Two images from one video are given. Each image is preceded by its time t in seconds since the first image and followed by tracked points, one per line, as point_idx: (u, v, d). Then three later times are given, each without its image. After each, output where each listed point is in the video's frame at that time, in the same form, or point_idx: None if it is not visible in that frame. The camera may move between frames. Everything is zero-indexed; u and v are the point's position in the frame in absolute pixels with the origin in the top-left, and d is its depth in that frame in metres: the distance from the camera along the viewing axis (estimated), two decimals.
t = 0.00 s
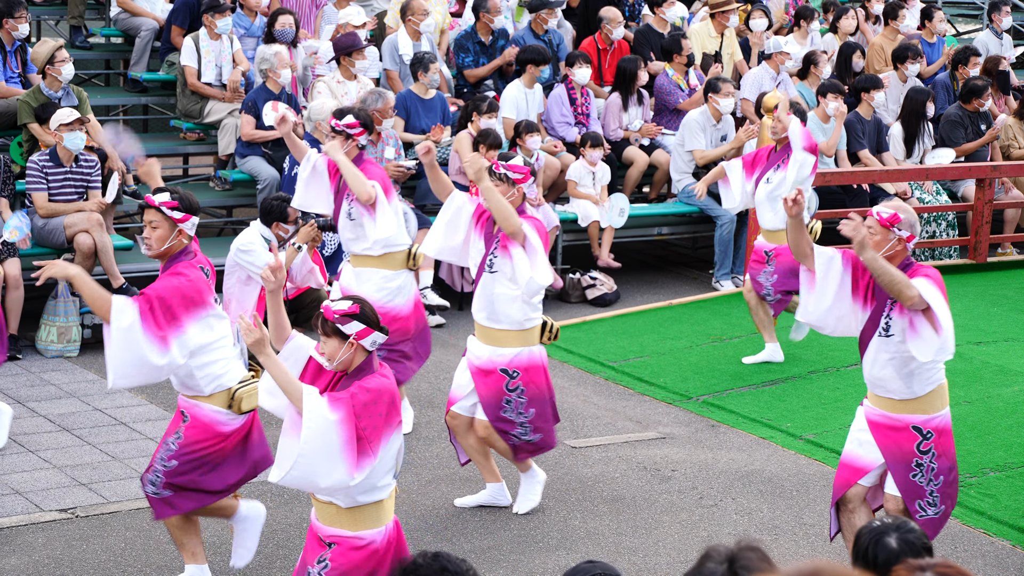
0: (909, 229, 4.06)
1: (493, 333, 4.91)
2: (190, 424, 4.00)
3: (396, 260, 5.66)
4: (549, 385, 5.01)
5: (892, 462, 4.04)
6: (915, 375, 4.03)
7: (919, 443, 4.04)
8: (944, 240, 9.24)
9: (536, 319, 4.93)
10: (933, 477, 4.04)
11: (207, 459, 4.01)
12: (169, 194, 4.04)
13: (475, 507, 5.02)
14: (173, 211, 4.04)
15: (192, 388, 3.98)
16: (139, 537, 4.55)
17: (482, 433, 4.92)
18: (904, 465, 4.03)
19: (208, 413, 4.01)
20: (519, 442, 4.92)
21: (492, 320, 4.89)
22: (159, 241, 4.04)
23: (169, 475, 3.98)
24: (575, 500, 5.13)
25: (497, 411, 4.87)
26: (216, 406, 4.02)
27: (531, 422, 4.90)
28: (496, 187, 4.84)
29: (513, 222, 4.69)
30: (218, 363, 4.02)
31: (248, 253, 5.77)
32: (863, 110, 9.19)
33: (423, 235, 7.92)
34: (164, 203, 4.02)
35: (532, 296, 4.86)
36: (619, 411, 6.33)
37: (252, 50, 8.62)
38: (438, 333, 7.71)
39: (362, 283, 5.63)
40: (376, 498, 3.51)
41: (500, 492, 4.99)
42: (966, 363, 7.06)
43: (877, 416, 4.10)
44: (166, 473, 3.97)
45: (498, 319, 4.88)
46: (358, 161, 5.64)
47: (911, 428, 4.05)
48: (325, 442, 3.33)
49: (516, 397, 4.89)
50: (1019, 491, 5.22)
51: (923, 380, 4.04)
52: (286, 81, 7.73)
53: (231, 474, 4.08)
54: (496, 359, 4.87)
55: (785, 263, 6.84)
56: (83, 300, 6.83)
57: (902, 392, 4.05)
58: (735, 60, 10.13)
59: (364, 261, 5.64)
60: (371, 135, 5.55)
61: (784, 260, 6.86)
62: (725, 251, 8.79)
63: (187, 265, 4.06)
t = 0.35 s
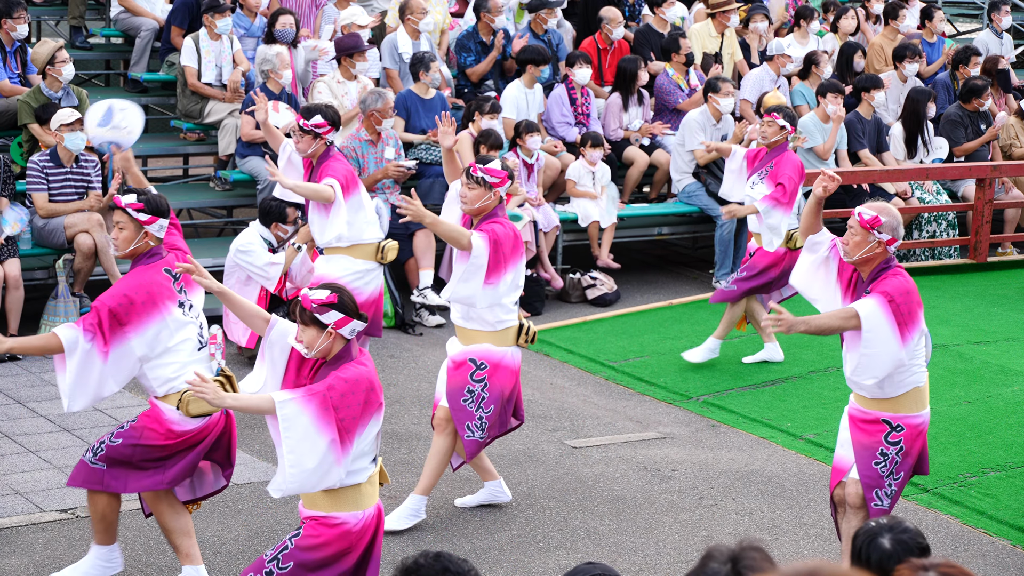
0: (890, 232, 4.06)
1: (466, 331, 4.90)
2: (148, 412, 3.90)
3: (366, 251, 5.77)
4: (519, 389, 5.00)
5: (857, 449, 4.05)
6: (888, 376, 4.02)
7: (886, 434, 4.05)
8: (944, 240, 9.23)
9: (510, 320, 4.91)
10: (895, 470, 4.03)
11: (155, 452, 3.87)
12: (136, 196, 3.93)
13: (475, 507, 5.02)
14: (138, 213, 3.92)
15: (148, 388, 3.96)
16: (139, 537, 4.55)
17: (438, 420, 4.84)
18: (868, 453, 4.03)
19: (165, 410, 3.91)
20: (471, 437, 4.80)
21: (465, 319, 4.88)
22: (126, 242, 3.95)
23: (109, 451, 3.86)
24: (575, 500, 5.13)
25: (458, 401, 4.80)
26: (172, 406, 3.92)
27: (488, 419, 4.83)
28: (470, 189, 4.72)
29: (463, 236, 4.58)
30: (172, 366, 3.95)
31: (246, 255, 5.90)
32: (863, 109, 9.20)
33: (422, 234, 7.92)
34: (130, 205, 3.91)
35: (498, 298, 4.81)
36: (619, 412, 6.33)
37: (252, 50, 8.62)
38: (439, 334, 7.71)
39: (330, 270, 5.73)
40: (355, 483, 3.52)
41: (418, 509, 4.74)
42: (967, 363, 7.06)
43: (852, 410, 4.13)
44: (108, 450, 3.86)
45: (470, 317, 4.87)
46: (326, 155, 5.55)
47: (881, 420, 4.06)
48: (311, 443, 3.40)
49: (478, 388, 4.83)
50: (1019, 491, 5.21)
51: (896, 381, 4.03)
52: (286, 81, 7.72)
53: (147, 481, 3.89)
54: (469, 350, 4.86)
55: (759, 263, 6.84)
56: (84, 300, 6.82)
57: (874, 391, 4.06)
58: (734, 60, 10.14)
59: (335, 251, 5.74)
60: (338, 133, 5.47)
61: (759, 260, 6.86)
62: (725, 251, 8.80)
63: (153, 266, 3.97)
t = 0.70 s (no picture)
0: (885, 237, 4.06)
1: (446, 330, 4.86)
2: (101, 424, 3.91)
3: (338, 255, 5.74)
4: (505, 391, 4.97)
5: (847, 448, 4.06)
6: (878, 384, 4.03)
7: (878, 435, 4.05)
8: (944, 241, 9.23)
9: (489, 319, 4.86)
10: (887, 470, 4.03)
11: (119, 463, 3.91)
12: (88, 196, 3.93)
13: (475, 508, 5.03)
14: (89, 214, 3.93)
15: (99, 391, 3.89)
16: (139, 538, 4.55)
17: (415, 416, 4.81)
18: (860, 452, 4.04)
19: (120, 418, 3.89)
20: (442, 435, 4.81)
21: (445, 318, 4.84)
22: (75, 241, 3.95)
23: (76, 471, 3.90)
24: (575, 501, 5.13)
25: (436, 400, 4.76)
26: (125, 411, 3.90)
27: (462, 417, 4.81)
28: (451, 188, 4.75)
29: (451, 227, 4.59)
30: (123, 363, 3.89)
31: (247, 255, 5.92)
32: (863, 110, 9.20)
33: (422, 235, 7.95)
34: (81, 206, 3.91)
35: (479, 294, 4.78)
36: (619, 412, 6.33)
37: (252, 51, 8.62)
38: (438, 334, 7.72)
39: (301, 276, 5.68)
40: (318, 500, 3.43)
41: (436, 491, 4.87)
42: (966, 364, 7.06)
43: (846, 416, 4.14)
44: (74, 470, 3.90)
45: (451, 317, 4.82)
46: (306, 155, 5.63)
47: (871, 422, 4.06)
48: (272, 423, 3.30)
49: (457, 388, 4.79)
50: (1019, 492, 5.21)
51: (887, 390, 4.03)
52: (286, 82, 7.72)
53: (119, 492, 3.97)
54: (450, 348, 4.83)
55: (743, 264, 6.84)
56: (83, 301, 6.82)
57: (863, 396, 4.07)
58: (734, 61, 10.15)
59: (306, 256, 5.70)
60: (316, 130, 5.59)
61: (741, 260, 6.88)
62: (724, 252, 8.80)
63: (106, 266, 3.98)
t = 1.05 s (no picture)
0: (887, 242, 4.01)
1: (429, 337, 4.83)
2: (55, 426, 4.01)
3: (322, 262, 5.66)
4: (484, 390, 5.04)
5: (851, 477, 3.91)
6: (882, 394, 3.89)
7: (880, 461, 3.91)
8: (944, 241, 9.23)
9: (473, 324, 4.86)
10: (890, 498, 3.92)
11: (79, 461, 4.06)
12: (27, 194, 4.14)
13: (473, 508, 5.03)
14: (31, 210, 4.13)
15: (54, 387, 4.04)
16: (139, 537, 4.55)
17: (410, 432, 4.86)
18: (863, 483, 3.90)
19: (74, 415, 4.03)
20: (447, 449, 4.85)
21: (428, 323, 4.81)
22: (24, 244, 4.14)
23: (38, 477, 3.99)
24: (575, 500, 5.13)
25: (430, 417, 4.80)
26: (81, 408, 4.05)
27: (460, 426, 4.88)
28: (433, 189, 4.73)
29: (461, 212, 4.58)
30: (79, 360, 4.05)
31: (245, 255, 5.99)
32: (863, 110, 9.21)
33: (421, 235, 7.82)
34: (23, 203, 4.12)
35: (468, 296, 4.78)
36: (619, 412, 6.33)
37: (253, 51, 8.62)
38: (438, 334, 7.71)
39: (287, 284, 5.58)
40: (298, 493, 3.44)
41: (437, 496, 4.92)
42: (966, 363, 7.06)
43: (841, 432, 3.96)
44: (36, 476, 3.99)
45: (435, 323, 4.80)
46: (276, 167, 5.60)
47: (873, 444, 3.91)
48: (247, 405, 3.26)
49: (449, 402, 4.84)
50: (1019, 491, 5.21)
51: (891, 399, 3.90)
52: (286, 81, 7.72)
53: (84, 495, 4.12)
54: (433, 361, 4.81)
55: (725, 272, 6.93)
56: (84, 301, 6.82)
57: (868, 409, 3.91)
58: (735, 60, 10.13)
59: (290, 262, 5.61)
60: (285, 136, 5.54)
61: (723, 267, 6.94)
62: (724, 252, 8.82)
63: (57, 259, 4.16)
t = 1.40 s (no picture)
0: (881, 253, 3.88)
1: (411, 341, 4.76)
2: (35, 428, 4.03)
3: (299, 266, 5.59)
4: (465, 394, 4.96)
5: (847, 486, 3.89)
6: (878, 402, 3.90)
7: (876, 469, 3.91)
8: (943, 241, 9.22)
9: (456, 328, 4.79)
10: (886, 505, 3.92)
11: (60, 462, 4.09)
12: None
13: (472, 509, 5.02)
14: None
15: (34, 390, 4.03)
16: (138, 539, 4.55)
17: (399, 440, 4.81)
18: (861, 492, 3.88)
19: (55, 416, 4.06)
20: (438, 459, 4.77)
21: (414, 329, 4.74)
22: None
23: (20, 481, 3.99)
24: (574, 501, 5.13)
25: (419, 424, 4.74)
26: (62, 409, 4.08)
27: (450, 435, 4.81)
28: (411, 193, 4.65)
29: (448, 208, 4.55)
30: (59, 364, 4.07)
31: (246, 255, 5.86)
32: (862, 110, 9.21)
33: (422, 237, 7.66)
34: None
35: (455, 297, 4.73)
36: (618, 413, 6.33)
37: (252, 51, 8.62)
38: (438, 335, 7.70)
39: (264, 288, 5.52)
40: (265, 507, 3.43)
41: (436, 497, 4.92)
42: (966, 364, 7.06)
43: (832, 440, 3.94)
44: (18, 480, 3.99)
45: (421, 328, 4.73)
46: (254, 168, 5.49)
47: (870, 453, 3.91)
48: (216, 435, 3.29)
49: (438, 409, 4.76)
50: (1018, 492, 5.21)
51: (886, 406, 3.91)
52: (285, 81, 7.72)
53: (62, 496, 4.13)
54: (420, 368, 4.74)
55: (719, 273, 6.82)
56: (83, 302, 6.83)
57: (863, 417, 3.90)
58: (734, 61, 10.13)
59: (265, 267, 5.53)
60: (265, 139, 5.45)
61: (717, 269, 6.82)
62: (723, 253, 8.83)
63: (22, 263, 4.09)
